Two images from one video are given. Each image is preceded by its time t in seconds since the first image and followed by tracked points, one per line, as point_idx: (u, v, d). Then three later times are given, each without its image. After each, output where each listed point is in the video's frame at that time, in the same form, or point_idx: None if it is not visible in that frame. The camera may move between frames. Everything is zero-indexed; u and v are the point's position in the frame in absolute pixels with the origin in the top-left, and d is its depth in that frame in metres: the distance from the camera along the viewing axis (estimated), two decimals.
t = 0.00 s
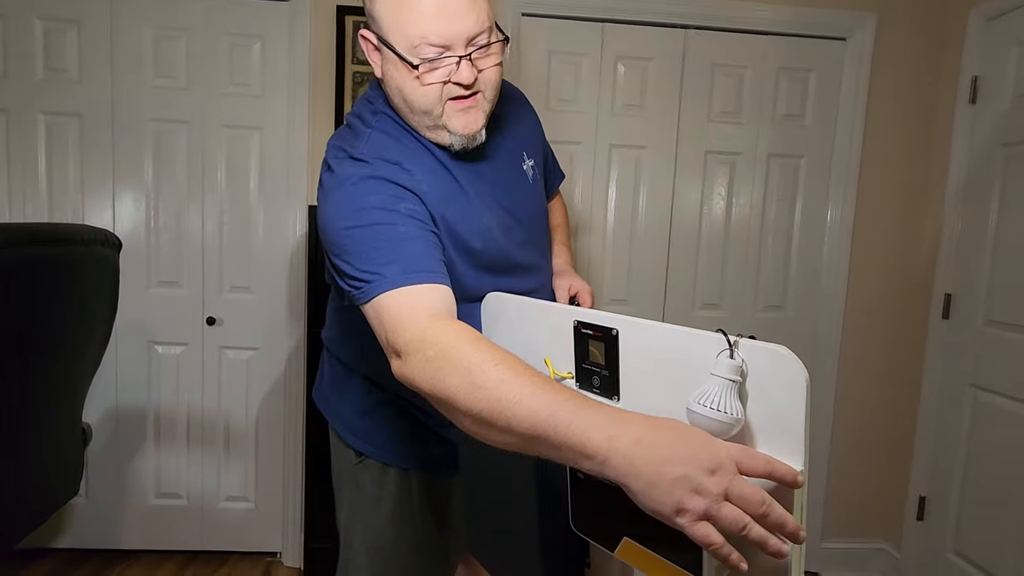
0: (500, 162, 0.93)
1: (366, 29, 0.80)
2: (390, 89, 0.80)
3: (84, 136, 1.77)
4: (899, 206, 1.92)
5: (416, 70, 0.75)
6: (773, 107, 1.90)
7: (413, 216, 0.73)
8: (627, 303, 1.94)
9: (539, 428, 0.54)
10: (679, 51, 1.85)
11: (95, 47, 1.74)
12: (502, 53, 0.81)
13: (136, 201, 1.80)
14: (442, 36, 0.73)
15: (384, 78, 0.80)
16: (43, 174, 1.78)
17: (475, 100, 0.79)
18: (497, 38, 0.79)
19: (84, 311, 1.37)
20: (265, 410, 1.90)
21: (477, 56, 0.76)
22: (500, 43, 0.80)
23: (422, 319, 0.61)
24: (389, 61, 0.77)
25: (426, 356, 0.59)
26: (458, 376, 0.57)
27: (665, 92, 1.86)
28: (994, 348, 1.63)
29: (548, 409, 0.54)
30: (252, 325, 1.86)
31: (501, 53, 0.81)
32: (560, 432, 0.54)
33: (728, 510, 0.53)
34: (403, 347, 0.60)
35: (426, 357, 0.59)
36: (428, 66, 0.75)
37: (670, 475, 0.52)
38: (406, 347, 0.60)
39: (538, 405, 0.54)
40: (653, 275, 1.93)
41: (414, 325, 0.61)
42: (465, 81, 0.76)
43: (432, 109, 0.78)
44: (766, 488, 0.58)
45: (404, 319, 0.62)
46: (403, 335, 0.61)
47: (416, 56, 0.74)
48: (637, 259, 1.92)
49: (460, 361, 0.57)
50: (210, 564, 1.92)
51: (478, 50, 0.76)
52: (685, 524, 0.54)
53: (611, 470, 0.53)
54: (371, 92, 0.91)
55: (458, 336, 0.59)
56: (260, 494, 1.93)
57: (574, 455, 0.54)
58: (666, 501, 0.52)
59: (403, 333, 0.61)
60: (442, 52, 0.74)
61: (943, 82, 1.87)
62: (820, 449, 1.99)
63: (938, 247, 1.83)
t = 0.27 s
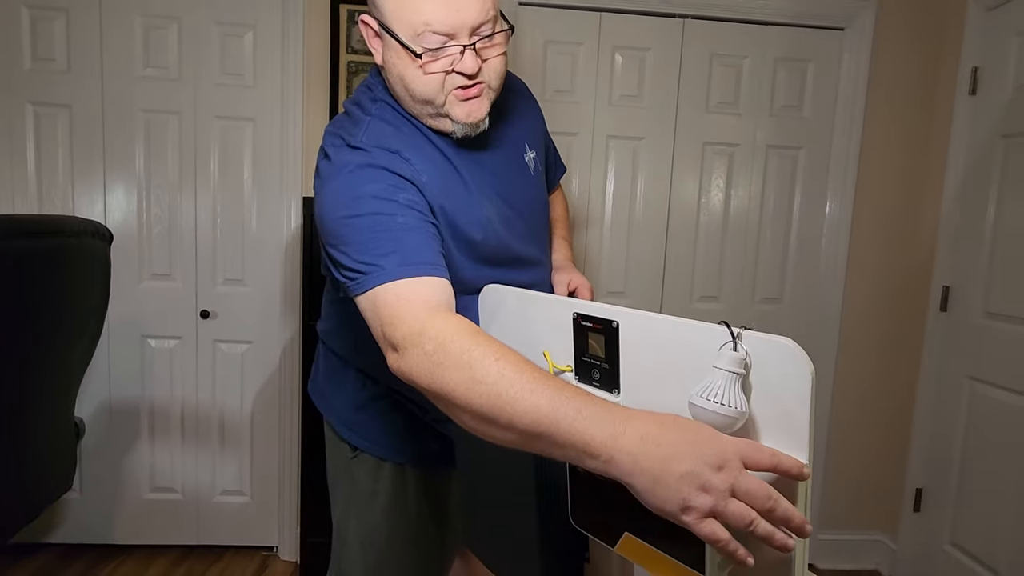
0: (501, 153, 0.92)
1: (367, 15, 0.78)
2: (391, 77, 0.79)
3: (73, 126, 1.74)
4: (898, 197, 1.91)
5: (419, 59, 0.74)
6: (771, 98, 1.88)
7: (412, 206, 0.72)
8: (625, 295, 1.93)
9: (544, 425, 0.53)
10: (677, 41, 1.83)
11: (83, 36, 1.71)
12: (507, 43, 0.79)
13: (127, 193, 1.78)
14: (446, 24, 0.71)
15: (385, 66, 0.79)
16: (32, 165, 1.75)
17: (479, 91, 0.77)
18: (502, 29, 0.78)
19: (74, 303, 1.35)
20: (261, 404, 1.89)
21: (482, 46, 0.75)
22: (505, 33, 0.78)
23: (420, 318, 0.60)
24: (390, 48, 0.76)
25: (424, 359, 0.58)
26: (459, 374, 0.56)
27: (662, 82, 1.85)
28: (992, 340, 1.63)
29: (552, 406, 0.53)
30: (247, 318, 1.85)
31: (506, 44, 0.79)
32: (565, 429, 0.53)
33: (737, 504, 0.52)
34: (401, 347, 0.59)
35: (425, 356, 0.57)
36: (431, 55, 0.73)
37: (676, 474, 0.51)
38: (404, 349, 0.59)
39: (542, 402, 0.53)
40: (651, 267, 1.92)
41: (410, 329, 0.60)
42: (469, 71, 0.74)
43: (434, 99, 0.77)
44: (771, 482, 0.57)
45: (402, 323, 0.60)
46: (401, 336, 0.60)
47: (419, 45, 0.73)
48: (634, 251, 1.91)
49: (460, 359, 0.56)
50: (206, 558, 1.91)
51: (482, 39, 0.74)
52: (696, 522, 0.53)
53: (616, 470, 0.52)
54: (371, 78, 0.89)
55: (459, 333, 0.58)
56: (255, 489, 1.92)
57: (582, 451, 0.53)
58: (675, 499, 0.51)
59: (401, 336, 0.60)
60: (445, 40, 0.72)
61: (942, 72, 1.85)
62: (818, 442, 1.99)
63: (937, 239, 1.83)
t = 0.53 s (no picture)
0: (497, 137, 0.90)
1: None
2: (382, 58, 0.76)
3: (61, 113, 1.71)
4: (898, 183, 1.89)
5: (409, 43, 0.72)
6: (771, 82, 1.86)
7: (393, 198, 0.71)
8: (623, 283, 1.92)
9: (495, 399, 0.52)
10: (676, 24, 1.81)
11: (69, 20, 1.67)
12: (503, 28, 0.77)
13: (118, 181, 1.75)
14: (439, 8, 0.69)
15: (376, 45, 0.76)
16: (20, 153, 1.72)
17: (471, 77, 0.75)
18: (499, 14, 0.75)
19: (65, 292, 1.33)
20: (257, 393, 1.88)
21: (476, 32, 0.73)
22: (501, 19, 0.75)
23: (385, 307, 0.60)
24: (381, 28, 0.73)
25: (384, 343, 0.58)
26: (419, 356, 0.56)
27: (661, 66, 1.82)
28: (992, 327, 1.62)
29: (508, 379, 0.52)
30: (241, 307, 1.83)
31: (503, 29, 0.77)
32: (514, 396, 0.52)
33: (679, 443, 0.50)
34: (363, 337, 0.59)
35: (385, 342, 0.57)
36: (422, 41, 0.72)
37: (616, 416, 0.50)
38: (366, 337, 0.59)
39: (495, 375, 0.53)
40: (650, 255, 1.90)
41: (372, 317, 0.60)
42: (459, 57, 0.72)
43: (424, 84, 0.75)
44: (773, 471, 0.56)
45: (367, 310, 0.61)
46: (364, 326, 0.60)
47: (409, 28, 0.71)
48: (633, 239, 1.89)
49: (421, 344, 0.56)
50: (204, 548, 1.91)
51: (476, 25, 0.72)
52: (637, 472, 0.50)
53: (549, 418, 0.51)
54: (363, 58, 0.87)
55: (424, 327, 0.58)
56: (253, 478, 1.92)
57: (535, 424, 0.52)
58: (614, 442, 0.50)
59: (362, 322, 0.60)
60: (437, 25, 0.71)
61: (944, 56, 1.83)
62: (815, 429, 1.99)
63: (937, 225, 1.82)
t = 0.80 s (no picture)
0: (485, 121, 0.87)
1: None
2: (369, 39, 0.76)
3: (49, 95, 1.68)
4: (902, 164, 1.87)
5: (397, 23, 0.71)
6: (774, 61, 1.82)
7: (344, 194, 0.72)
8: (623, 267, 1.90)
9: (398, 351, 0.63)
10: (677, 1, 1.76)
11: None
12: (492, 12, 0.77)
13: (109, 165, 1.72)
14: None
15: (364, 26, 0.76)
16: (8, 137, 1.69)
17: (460, 59, 0.75)
18: None
19: (53, 277, 1.31)
20: (254, 379, 1.87)
21: (465, 14, 0.73)
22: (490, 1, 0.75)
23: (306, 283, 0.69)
24: (369, 9, 0.73)
25: (297, 313, 0.66)
26: (333, 326, 0.64)
27: (662, 45, 1.78)
28: (996, 310, 1.61)
29: (407, 335, 0.63)
30: (236, 293, 1.81)
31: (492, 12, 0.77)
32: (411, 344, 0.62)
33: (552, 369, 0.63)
34: (280, 311, 0.67)
35: (300, 313, 0.66)
36: (411, 20, 0.71)
37: (514, 351, 0.61)
38: (280, 310, 0.67)
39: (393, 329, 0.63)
40: (650, 238, 1.88)
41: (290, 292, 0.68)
42: (450, 38, 0.72)
43: (412, 65, 0.73)
44: (778, 460, 0.55)
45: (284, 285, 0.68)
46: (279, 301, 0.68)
47: (398, 9, 0.71)
48: (632, 222, 1.87)
49: (335, 311, 0.66)
50: (204, 533, 1.91)
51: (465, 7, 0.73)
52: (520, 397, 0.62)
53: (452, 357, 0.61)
54: (351, 35, 0.86)
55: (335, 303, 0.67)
56: (251, 463, 1.91)
57: (424, 368, 0.63)
58: (506, 373, 0.60)
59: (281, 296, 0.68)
60: (426, 6, 0.71)
61: (952, 32, 1.79)
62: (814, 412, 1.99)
63: (942, 207, 1.79)
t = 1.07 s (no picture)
0: (468, 95, 0.86)
1: None
2: (342, 17, 0.76)
3: (36, 74, 1.64)
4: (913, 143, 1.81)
5: None
6: (783, 37, 1.77)
7: (317, 165, 0.70)
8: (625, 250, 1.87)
9: (399, 324, 0.60)
10: None
11: None
12: None
13: (100, 146, 1.69)
14: None
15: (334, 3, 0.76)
16: None
17: (434, 33, 0.75)
18: None
19: (42, 259, 1.28)
20: (252, 363, 1.85)
21: None
22: None
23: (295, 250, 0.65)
24: None
25: (285, 274, 0.62)
26: (324, 293, 0.61)
27: (666, 20, 1.73)
28: (1008, 294, 1.57)
29: (409, 309, 0.61)
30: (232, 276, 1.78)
31: None
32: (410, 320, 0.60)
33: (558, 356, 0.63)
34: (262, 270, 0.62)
35: (288, 275, 0.62)
36: None
37: (527, 331, 0.61)
38: (263, 269, 0.62)
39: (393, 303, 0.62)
40: (653, 221, 1.84)
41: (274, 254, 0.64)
42: (420, 12, 0.72)
43: (386, 41, 0.74)
44: (787, 456, 0.52)
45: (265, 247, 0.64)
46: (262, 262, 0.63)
47: None
48: (635, 204, 1.83)
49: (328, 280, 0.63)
50: (204, 516, 1.91)
51: None
52: (527, 376, 0.61)
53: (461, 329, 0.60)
54: (324, 13, 0.86)
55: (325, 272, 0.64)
56: (251, 447, 1.90)
57: (415, 347, 0.61)
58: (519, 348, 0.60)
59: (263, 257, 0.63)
60: None
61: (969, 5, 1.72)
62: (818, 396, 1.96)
63: (955, 187, 1.75)
